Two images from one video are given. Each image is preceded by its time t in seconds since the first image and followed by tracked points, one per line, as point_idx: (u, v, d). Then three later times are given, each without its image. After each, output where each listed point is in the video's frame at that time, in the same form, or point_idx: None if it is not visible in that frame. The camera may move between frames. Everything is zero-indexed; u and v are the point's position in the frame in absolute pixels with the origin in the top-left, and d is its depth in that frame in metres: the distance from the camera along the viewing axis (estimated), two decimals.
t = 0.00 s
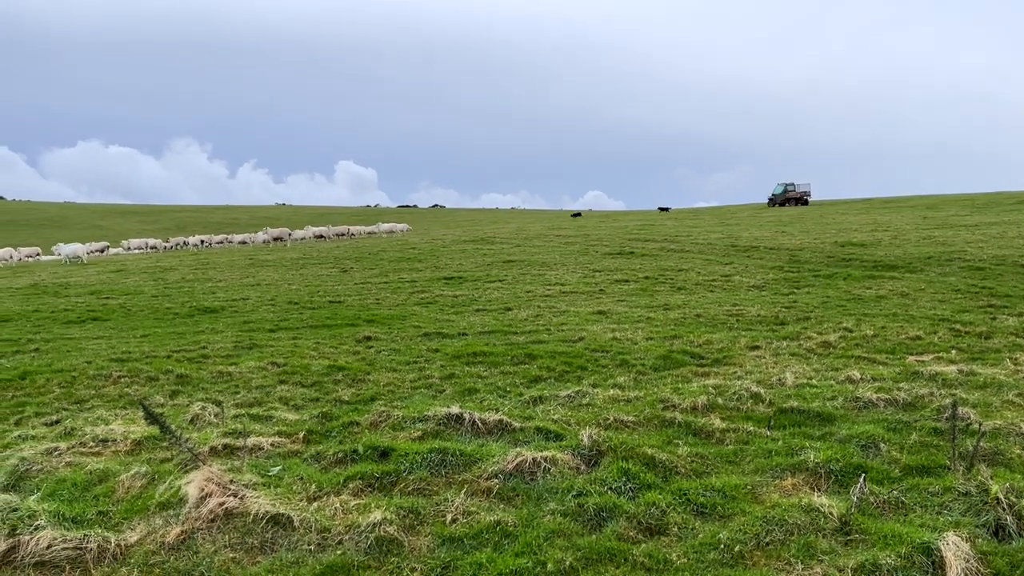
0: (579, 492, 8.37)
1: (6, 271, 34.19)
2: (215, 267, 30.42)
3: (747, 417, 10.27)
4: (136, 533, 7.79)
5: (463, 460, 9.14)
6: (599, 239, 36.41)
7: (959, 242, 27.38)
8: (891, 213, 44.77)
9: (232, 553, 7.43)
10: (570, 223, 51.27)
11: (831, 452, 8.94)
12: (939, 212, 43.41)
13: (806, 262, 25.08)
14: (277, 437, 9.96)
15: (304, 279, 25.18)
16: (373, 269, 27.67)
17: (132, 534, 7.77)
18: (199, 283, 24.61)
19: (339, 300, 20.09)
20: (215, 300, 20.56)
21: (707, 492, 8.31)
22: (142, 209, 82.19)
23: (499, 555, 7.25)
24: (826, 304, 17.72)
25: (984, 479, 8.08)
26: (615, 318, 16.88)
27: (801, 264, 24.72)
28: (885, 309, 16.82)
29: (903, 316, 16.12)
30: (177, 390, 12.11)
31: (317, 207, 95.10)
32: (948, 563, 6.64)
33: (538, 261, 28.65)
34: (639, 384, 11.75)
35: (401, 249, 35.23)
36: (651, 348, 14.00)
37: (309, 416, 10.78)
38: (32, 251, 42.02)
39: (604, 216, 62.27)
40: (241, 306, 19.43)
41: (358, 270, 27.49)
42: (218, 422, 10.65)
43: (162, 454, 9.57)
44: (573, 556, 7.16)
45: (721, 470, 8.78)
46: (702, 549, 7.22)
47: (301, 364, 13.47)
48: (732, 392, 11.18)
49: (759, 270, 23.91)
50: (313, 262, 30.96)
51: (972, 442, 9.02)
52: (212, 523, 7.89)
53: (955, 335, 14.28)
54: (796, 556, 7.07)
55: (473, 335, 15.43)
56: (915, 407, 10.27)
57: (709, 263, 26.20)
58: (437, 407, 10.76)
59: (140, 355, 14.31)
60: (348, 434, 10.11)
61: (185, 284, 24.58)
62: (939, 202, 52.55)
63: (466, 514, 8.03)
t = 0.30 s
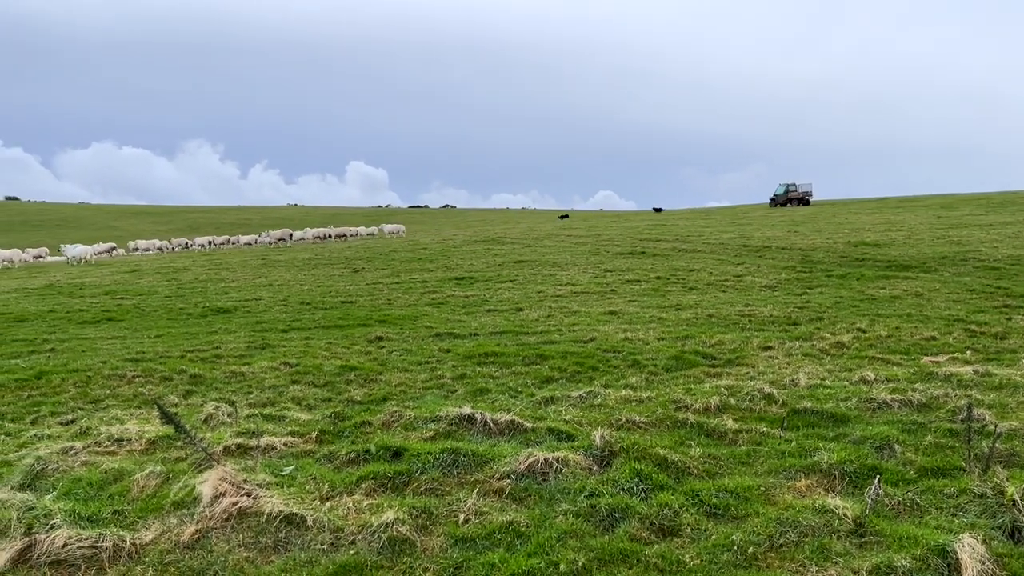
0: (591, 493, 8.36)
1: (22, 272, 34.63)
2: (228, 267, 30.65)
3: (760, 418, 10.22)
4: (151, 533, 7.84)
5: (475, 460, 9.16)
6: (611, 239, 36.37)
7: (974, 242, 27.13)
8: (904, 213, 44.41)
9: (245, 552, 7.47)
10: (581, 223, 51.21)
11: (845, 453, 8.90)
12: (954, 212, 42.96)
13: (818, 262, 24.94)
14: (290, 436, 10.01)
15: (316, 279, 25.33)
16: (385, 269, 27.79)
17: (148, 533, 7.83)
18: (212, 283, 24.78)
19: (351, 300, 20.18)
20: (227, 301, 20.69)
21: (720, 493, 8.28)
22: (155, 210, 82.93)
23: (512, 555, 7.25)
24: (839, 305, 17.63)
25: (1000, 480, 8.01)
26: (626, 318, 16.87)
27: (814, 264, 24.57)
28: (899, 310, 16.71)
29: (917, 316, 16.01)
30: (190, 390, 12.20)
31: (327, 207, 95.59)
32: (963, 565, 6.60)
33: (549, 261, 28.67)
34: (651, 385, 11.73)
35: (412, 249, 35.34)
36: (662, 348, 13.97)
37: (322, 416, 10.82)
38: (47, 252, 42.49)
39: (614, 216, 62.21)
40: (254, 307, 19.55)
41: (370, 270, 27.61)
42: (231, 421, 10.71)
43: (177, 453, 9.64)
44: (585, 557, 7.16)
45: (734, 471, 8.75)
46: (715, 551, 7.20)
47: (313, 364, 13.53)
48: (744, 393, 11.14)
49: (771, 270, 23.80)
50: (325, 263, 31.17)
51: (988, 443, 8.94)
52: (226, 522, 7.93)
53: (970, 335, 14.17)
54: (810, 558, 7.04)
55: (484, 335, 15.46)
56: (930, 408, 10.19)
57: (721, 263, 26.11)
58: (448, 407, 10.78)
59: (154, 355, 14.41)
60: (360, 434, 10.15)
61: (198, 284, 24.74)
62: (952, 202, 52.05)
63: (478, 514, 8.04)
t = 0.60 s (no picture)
0: (606, 493, 8.34)
1: (41, 271, 35.12)
2: (243, 267, 30.85)
3: (776, 419, 10.16)
4: (168, 531, 7.89)
5: (489, 460, 9.16)
6: (624, 239, 36.26)
7: (992, 241, 26.80)
8: (921, 212, 43.92)
9: (262, 551, 7.51)
10: (594, 223, 51.07)
11: (862, 455, 8.83)
12: (971, 211, 42.45)
13: (833, 262, 24.74)
14: (305, 436, 10.05)
15: (330, 279, 25.44)
16: (399, 269, 27.86)
17: (165, 531, 7.88)
18: (227, 283, 24.96)
19: (365, 300, 20.25)
20: (242, 300, 20.81)
21: (736, 494, 8.23)
22: (170, 211, 83.76)
23: (527, 555, 7.25)
24: (855, 305, 17.50)
25: (1021, 482, 7.92)
26: (640, 318, 16.82)
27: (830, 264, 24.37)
28: (916, 310, 16.56)
29: (935, 316, 15.86)
30: (206, 389, 12.28)
31: (339, 208, 96.09)
32: (984, 567, 6.53)
33: (562, 261, 28.64)
34: (666, 385, 11.69)
35: (424, 249, 35.41)
36: (677, 348, 13.92)
37: (337, 415, 10.86)
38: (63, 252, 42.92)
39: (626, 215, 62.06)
40: (269, 306, 19.65)
41: (384, 270, 27.70)
42: (247, 420, 10.77)
43: (194, 452, 9.71)
44: (600, 557, 7.14)
45: (750, 472, 8.69)
46: (731, 552, 7.16)
47: (327, 363, 13.57)
48: (760, 393, 11.09)
49: (786, 270, 23.64)
50: (339, 262, 31.33)
51: (1008, 444, 8.84)
52: (243, 521, 7.98)
53: (989, 336, 14.01)
54: (827, 560, 6.98)
55: (498, 335, 15.46)
56: (948, 409, 10.10)
57: (736, 263, 25.96)
58: (463, 407, 10.79)
59: (171, 354, 14.51)
60: (375, 433, 10.18)
61: (213, 284, 24.90)
62: (969, 201, 51.40)
63: (493, 514, 8.04)
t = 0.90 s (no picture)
0: (621, 493, 8.32)
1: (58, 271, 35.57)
2: (259, 267, 31.08)
3: (793, 419, 10.10)
4: (185, 529, 7.95)
5: (504, 460, 9.16)
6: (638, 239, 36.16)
7: (1012, 241, 26.45)
8: (938, 211, 43.42)
9: (278, 550, 7.54)
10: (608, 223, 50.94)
11: (881, 456, 8.75)
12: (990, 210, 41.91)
13: (850, 262, 24.53)
14: (320, 435, 10.09)
15: (344, 279, 25.56)
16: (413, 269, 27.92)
17: (182, 530, 7.94)
18: (242, 283, 25.13)
19: (379, 300, 20.33)
20: (257, 300, 20.94)
21: (753, 495, 8.18)
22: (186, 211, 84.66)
23: (542, 556, 7.24)
24: (873, 305, 17.37)
25: None
26: (655, 318, 16.77)
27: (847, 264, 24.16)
28: (935, 310, 16.41)
29: (954, 316, 15.70)
30: (223, 389, 12.36)
31: (353, 208, 96.67)
32: (1004, 570, 6.46)
33: (576, 261, 28.61)
34: (681, 385, 11.64)
35: (437, 249, 35.48)
36: (692, 348, 13.87)
37: (352, 415, 10.90)
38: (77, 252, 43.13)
39: (638, 215, 61.86)
40: (284, 306, 19.76)
41: (398, 270, 27.78)
42: (263, 420, 10.83)
43: (211, 450, 9.77)
44: (616, 558, 7.11)
45: (766, 473, 8.64)
46: (748, 553, 7.12)
47: (342, 363, 13.62)
48: (777, 394, 11.02)
49: (802, 270, 23.47)
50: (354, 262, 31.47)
51: None
52: (259, 519, 8.02)
53: (1009, 336, 13.85)
54: (846, 562, 6.92)
55: (512, 335, 15.46)
56: (968, 410, 9.99)
57: (751, 263, 25.80)
58: (477, 407, 10.80)
59: (188, 354, 14.60)
60: (390, 432, 10.20)
61: (229, 284, 25.07)
62: (986, 200, 50.82)
63: (508, 514, 8.03)
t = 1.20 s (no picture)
0: (635, 494, 8.30)
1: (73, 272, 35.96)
2: (272, 267, 31.25)
3: (808, 420, 10.04)
4: (201, 528, 8.00)
5: (518, 460, 9.16)
6: (651, 238, 36.05)
7: None
8: (954, 211, 42.93)
9: (293, 549, 7.57)
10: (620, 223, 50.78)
11: (898, 457, 8.68)
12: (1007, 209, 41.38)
13: (864, 262, 24.33)
14: (334, 435, 10.13)
15: (357, 279, 25.65)
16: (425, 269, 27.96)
17: (198, 528, 7.99)
18: (256, 283, 25.27)
19: (392, 300, 20.38)
20: (270, 300, 21.04)
21: (768, 496, 8.14)
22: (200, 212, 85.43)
23: (556, 556, 7.22)
24: (888, 305, 17.24)
25: None
26: (668, 318, 16.72)
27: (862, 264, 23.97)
28: (952, 310, 16.26)
29: (971, 316, 15.55)
30: (237, 388, 12.43)
31: (365, 209, 97.13)
32: None
33: (588, 261, 28.57)
34: (695, 386, 11.60)
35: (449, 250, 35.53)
36: (706, 349, 13.81)
37: (365, 414, 10.93)
38: (84, 253, 42.81)
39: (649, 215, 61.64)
40: (298, 306, 19.84)
41: (410, 271, 27.84)
42: (277, 419, 10.89)
43: (226, 449, 9.83)
44: (631, 559, 7.08)
45: (782, 474, 8.60)
46: (764, 555, 7.08)
47: (356, 363, 13.66)
48: (792, 394, 10.96)
49: (816, 270, 23.31)
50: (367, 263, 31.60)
51: None
52: (274, 518, 8.05)
53: None
54: (863, 563, 6.86)
55: (525, 335, 15.45)
56: (986, 411, 9.89)
57: (764, 263, 25.65)
58: (491, 407, 10.80)
59: (203, 353, 14.69)
60: (403, 432, 10.23)
61: (243, 284, 25.21)
62: (1001, 199, 50.19)
63: (522, 514, 8.03)
